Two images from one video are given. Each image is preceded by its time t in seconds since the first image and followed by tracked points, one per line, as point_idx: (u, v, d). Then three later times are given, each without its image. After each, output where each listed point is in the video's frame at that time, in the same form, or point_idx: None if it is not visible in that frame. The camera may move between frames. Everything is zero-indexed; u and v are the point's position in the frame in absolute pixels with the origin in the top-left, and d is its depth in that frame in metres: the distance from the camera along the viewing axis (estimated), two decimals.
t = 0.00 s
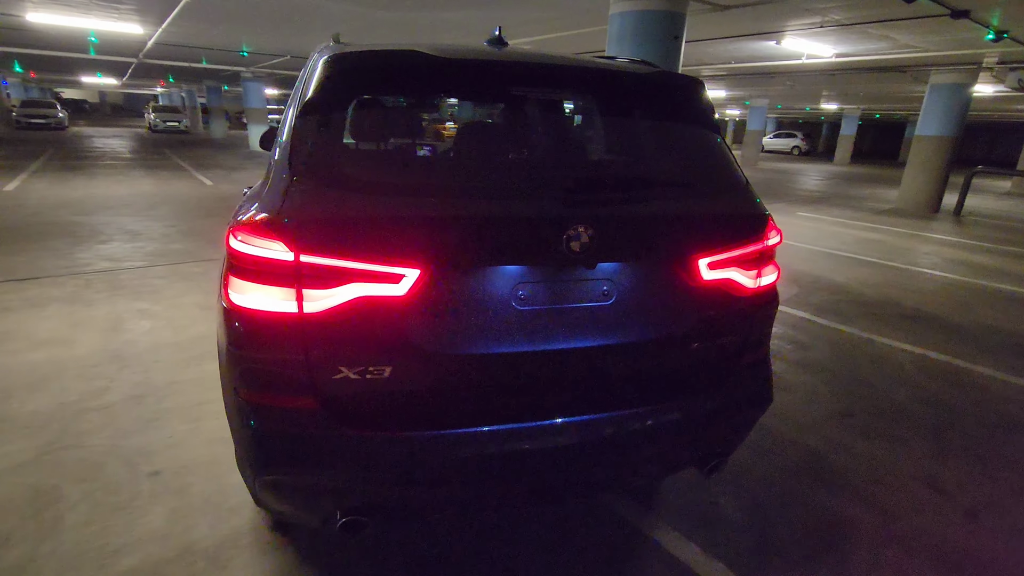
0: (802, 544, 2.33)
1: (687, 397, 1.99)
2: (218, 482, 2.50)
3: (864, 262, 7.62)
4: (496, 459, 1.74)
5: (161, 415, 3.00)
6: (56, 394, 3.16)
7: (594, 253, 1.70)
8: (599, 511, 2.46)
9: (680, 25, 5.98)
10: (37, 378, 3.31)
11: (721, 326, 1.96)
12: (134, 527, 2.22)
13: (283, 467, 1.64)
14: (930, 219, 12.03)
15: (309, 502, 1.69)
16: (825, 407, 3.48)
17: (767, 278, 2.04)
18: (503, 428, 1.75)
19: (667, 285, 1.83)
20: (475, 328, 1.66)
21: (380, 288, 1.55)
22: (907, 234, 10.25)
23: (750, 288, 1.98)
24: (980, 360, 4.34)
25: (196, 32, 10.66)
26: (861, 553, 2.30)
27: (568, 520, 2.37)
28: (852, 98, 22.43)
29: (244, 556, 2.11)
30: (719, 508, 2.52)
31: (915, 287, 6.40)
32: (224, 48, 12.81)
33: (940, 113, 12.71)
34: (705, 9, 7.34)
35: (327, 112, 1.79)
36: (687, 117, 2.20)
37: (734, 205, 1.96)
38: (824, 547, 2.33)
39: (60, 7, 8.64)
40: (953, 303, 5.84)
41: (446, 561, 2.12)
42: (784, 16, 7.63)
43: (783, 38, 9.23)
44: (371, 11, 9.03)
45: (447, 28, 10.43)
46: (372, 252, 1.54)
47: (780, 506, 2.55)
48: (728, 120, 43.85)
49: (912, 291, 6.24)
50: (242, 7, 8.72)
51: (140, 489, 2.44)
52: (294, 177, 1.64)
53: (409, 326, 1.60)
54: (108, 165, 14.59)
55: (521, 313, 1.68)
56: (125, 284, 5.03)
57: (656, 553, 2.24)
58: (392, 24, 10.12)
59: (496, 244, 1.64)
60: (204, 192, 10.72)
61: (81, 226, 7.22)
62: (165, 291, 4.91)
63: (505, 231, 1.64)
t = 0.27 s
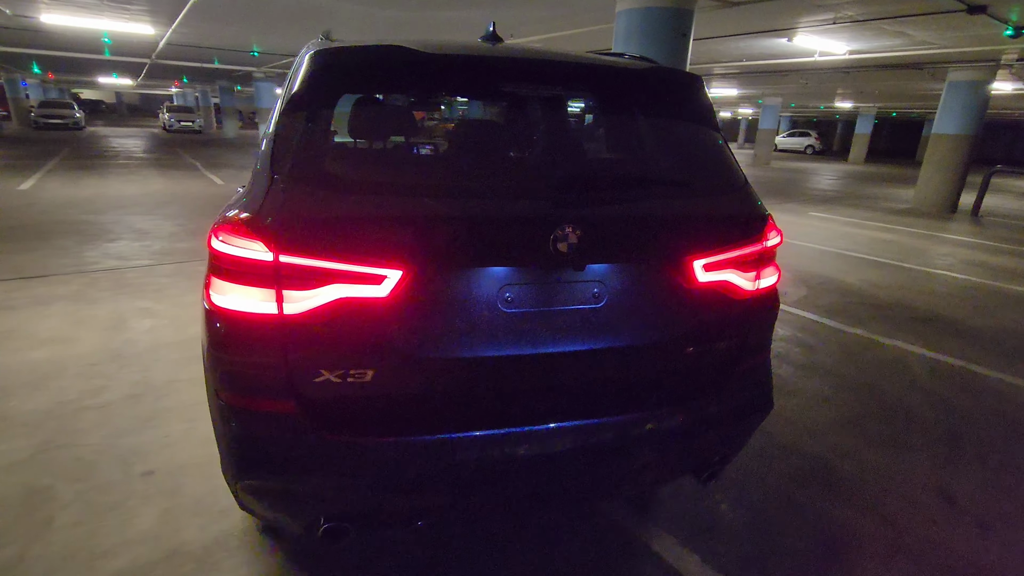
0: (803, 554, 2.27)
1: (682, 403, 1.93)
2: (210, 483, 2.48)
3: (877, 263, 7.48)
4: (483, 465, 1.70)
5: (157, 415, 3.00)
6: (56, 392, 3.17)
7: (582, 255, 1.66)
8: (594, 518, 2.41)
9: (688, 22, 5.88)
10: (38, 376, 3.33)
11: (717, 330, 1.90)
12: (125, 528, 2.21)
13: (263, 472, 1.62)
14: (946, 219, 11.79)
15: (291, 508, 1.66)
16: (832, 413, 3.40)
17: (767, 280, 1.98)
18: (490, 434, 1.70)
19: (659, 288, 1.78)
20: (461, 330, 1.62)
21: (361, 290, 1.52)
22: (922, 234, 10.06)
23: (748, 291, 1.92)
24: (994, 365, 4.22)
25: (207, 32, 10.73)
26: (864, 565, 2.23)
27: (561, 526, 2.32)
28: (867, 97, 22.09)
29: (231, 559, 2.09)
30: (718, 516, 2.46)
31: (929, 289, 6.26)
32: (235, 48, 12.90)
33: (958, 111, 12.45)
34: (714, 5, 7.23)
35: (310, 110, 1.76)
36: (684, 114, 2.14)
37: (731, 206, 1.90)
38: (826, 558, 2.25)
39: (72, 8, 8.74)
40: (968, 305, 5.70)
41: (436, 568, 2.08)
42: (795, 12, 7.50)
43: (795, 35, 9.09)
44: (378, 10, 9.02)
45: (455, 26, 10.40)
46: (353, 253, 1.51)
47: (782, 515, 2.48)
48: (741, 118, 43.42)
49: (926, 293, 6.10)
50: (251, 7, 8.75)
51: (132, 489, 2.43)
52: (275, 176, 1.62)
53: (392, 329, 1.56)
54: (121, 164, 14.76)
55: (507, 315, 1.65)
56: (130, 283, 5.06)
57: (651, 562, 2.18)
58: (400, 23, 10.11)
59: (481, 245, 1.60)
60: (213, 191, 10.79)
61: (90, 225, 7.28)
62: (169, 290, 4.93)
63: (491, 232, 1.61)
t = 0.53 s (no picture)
0: (805, 567, 2.19)
1: (678, 410, 1.87)
2: (203, 484, 2.47)
3: (892, 264, 7.32)
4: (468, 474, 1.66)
5: (154, 415, 3.00)
6: (56, 391, 3.18)
7: (570, 258, 1.61)
8: (589, 526, 2.35)
9: (697, 18, 5.78)
10: (40, 374, 3.34)
11: (713, 336, 1.84)
12: (115, 530, 2.20)
13: (243, 478, 1.59)
14: (964, 219, 11.53)
15: (272, 515, 1.63)
16: (840, 419, 3.30)
17: (766, 285, 1.92)
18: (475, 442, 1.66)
19: (653, 292, 1.72)
20: (445, 335, 1.58)
21: (341, 293, 1.48)
22: (939, 234, 9.84)
23: (746, 296, 1.85)
24: (1011, 370, 4.09)
25: (218, 32, 10.80)
26: None
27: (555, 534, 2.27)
28: (884, 94, 21.70)
29: (219, 564, 2.07)
30: (718, 526, 2.39)
31: (944, 291, 6.11)
32: (246, 47, 12.98)
33: (977, 108, 12.17)
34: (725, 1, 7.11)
35: (293, 107, 1.72)
36: (683, 112, 2.08)
37: (729, 207, 1.84)
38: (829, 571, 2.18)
39: (85, 8, 8.83)
40: (986, 308, 5.54)
41: None
42: (808, 8, 7.35)
43: (808, 31, 8.92)
44: (387, 8, 9.01)
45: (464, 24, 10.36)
46: (332, 255, 1.47)
47: (783, 525, 2.41)
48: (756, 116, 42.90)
49: (941, 294, 5.95)
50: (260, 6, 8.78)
51: (125, 490, 2.42)
52: (256, 176, 1.59)
53: (373, 333, 1.52)
54: (135, 163, 14.94)
55: (493, 320, 1.60)
56: (135, 281, 5.09)
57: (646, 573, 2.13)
58: (409, 21, 10.08)
59: (465, 248, 1.56)
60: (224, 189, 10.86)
61: (101, 223, 7.36)
62: (174, 288, 4.95)
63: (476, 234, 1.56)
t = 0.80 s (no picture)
0: None
1: (671, 416, 1.82)
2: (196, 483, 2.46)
3: (906, 264, 7.16)
4: (453, 480, 1.62)
5: (152, 412, 3.00)
6: (57, 387, 3.20)
7: (557, 260, 1.57)
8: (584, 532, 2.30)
9: (707, 13, 5.68)
10: (42, 371, 3.36)
11: (708, 340, 1.78)
12: (106, 528, 2.20)
13: (224, 481, 1.56)
14: (983, 219, 11.27)
15: (254, 519, 1.61)
16: (848, 424, 3.22)
17: (765, 287, 1.85)
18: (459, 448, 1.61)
19: (644, 295, 1.67)
20: (428, 338, 1.54)
21: (320, 294, 1.45)
22: (956, 234, 9.62)
23: (743, 298, 1.79)
24: None
25: (229, 30, 10.86)
26: None
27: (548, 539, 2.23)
28: (902, 91, 21.30)
29: (207, 564, 2.05)
30: (715, 533, 2.33)
31: (960, 292, 5.97)
32: (258, 45, 13.06)
33: (997, 105, 11.89)
34: None
35: (277, 104, 1.69)
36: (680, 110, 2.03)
37: (724, 207, 1.78)
38: None
39: (99, 7, 8.93)
40: (1003, 310, 5.39)
41: None
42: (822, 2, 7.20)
43: (822, 27, 8.76)
44: (396, 5, 8.99)
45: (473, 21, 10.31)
46: (311, 256, 1.44)
47: (784, 534, 2.34)
48: (770, 113, 42.38)
49: (956, 296, 5.81)
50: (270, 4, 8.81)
51: (119, 488, 2.42)
52: (237, 175, 1.57)
53: (354, 336, 1.49)
54: (149, 161, 15.11)
55: (477, 322, 1.56)
56: (142, 278, 5.12)
57: None
58: (418, 18, 10.06)
59: (449, 248, 1.52)
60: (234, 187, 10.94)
61: (111, 220, 7.43)
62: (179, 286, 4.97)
63: (459, 235, 1.52)
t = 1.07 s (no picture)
0: None
1: (665, 421, 1.77)
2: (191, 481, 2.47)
3: (921, 264, 7.01)
4: (439, 484, 1.59)
5: (152, 409, 3.02)
6: (60, 384, 3.23)
7: (544, 260, 1.53)
8: (578, 537, 2.26)
9: (716, 9, 5.59)
10: (47, 367, 3.40)
11: (703, 344, 1.73)
12: (101, 526, 2.21)
13: (207, 483, 1.55)
14: (1003, 218, 11.01)
15: (238, 521, 1.59)
16: (854, 428, 3.15)
17: (762, 289, 1.80)
18: (445, 452, 1.58)
19: (635, 297, 1.63)
20: (412, 339, 1.51)
21: (302, 295, 1.43)
22: (975, 233, 9.41)
23: (739, 300, 1.74)
24: None
25: (240, 28, 10.93)
26: None
27: (540, 543, 2.20)
28: (921, 86, 20.88)
29: (198, 564, 2.05)
30: (713, 539, 2.29)
31: (976, 293, 5.82)
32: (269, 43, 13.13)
33: (1019, 101, 11.61)
34: None
35: (262, 102, 1.69)
36: (676, 107, 1.99)
37: (720, 207, 1.74)
38: None
39: (111, 6, 9.03)
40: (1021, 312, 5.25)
41: None
42: None
43: (837, 22, 8.59)
44: (404, 3, 8.97)
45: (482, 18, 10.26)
46: (292, 255, 1.42)
47: (784, 541, 2.29)
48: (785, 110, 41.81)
49: (972, 297, 5.67)
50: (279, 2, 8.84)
51: (115, 485, 2.43)
52: (219, 173, 1.55)
53: (337, 338, 1.47)
54: (162, 158, 15.28)
55: (462, 325, 1.52)
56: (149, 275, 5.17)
57: None
58: (427, 15, 10.04)
59: (433, 248, 1.49)
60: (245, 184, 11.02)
61: (122, 217, 7.51)
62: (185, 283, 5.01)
63: (443, 235, 1.49)
